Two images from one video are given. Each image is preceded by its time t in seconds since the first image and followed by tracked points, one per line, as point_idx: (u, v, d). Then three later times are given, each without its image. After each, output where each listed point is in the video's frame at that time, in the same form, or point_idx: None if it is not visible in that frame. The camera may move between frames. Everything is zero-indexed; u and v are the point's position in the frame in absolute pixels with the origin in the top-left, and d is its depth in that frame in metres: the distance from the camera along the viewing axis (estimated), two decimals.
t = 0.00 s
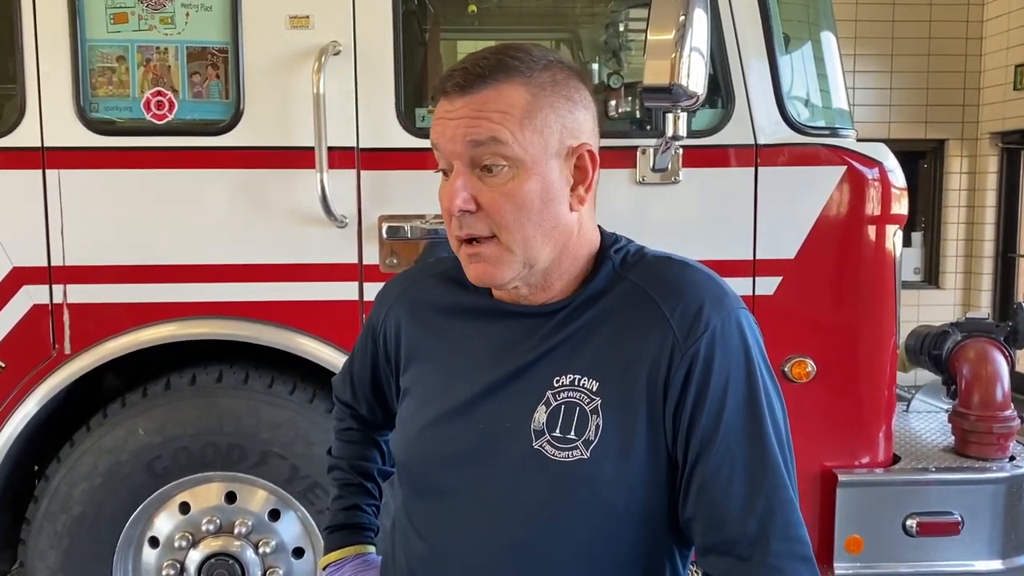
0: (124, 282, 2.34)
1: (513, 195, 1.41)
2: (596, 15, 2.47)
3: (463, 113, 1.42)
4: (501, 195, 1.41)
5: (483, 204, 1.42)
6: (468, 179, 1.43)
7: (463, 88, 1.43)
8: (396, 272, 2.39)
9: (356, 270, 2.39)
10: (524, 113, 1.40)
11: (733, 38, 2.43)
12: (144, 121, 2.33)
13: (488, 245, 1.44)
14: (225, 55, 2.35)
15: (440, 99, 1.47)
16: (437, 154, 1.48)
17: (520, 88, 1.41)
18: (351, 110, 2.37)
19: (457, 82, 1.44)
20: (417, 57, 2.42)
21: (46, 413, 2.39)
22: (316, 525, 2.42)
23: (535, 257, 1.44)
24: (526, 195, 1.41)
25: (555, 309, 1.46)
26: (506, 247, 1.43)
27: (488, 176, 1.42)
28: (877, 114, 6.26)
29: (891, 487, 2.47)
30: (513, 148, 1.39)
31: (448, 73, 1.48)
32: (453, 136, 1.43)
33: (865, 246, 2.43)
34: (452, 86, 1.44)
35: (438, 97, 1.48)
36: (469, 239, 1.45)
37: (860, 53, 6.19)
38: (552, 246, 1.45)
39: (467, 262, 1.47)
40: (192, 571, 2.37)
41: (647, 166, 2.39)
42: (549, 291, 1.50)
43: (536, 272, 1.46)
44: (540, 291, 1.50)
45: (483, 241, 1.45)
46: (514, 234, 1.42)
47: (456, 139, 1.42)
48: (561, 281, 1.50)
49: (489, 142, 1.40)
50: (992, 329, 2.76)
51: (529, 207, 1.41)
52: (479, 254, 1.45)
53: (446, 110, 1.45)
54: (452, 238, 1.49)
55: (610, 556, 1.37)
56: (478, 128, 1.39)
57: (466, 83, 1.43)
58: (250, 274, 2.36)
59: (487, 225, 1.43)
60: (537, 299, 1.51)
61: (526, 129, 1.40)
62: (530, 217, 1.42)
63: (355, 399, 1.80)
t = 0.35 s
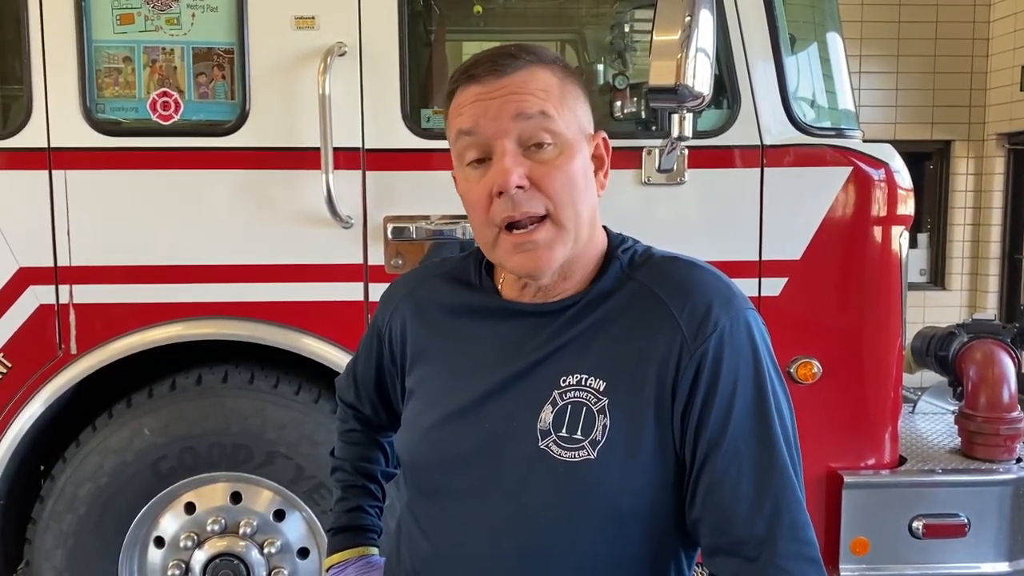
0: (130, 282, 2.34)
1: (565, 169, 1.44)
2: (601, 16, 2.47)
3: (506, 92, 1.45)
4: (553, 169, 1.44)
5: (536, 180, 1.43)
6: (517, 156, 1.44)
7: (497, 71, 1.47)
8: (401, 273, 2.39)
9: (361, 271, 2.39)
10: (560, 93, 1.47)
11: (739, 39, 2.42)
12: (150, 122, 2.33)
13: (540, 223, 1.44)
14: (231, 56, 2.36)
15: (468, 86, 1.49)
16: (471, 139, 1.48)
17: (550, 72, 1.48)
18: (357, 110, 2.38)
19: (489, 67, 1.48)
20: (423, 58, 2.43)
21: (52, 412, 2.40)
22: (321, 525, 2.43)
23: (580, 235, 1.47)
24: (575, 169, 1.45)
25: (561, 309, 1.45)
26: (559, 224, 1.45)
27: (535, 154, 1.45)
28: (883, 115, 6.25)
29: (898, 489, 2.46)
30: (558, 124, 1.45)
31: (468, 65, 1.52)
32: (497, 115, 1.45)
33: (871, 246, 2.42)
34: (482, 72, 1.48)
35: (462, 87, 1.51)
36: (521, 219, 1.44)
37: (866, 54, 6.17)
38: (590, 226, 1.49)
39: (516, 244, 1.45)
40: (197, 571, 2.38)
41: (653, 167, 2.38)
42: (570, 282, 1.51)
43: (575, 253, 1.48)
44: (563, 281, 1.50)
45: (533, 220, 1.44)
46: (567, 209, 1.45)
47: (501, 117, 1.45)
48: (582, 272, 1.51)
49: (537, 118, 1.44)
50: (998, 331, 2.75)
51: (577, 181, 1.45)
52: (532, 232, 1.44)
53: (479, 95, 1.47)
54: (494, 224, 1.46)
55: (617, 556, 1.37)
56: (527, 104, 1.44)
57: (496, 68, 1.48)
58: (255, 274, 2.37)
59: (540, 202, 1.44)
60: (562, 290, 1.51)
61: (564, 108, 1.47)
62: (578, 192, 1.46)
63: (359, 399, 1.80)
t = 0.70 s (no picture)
0: (134, 283, 2.34)
1: (586, 166, 1.46)
2: (605, 18, 2.47)
3: (532, 87, 1.45)
4: (575, 166, 1.45)
5: (559, 174, 1.44)
6: (542, 150, 1.45)
7: (522, 66, 1.47)
8: (404, 274, 2.39)
9: (364, 272, 2.39)
10: (581, 92, 1.49)
11: (743, 40, 2.42)
12: (153, 124, 2.34)
13: (561, 217, 1.45)
14: (234, 57, 2.36)
15: (491, 79, 1.48)
16: (493, 131, 1.47)
17: (571, 71, 1.50)
18: (360, 112, 2.38)
19: (513, 62, 1.48)
20: (426, 59, 2.43)
21: (56, 413, 2.40)
22: (323, 526, 2.43)
23: (594, 231, 1.49)
24: (595, 167, 1.47)
25: (563, 311, 1.45)
26: (577, 219, 1.46)
27: (558, 149, 1.46)
28: (888, 116, 6.24)
29: (902, 492, 2.45)
30: (581, 121, 1.46)
31: (489, 58, 1.52)
32: (523, 109, 1.45)
33: (876, 248, 2.41)
34: (506, 65, 1.48)
35: (483, 79, 1.50)
36: (541, 212, 1.44)
37: (871, 55, 6.16)
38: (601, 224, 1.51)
39: (535, 236, 1.45)
40: (200, 572, 2.38)
41: (656, 168, 2.38)
42: (575, 281, 1.52)
43: (586, 249, 1.50)
44: (568, 279, 1.51)
45: (554, 214, 1.45)
46: (588, 205, 1.46)
47: (527, 111, 1.45)
48: (586, 271, 1.52)
49: (563, 114, 1.45)
50: (1003, 333, 2.74)
51: (597, 178, 1.47)
52: (553, 225, 1.45)
53: (504, 88, 1.46)
54: (512, 215, 1.46)
55: (619, 559, 1.37)
56: (554, 100, 1.44)
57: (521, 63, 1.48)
58: (259, 275, 2.37)
59: (562, 196, 1.44)
60: (567, 288, 1.52)
61: (584, 107, 1.48)
62: (595, 189, 1.48)
63: (357, 402, 1.80)
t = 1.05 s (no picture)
0: (138, 285, 2.35)
1: (590, 170, 1.46)
2: (608, 19, 2.47)
3: (538, 90, 1.46)
4: (578, 169, 1.45)
5: (563, 178, 1.44)
6: (545, 153, 1.45)
7: (528, 69, 1.47)
8: (407, 276, 2.40)
9: (368, 274, 2.39)
10: (586, 96, 1.49)
11: (746, 42, 2.42)
12: (157, 125, 2.35)
13: (564, 220, 1.45)
14: (238, 59, 2.37)
15: (496, 81, 1.48)
16: (498, 133, 1.47)
17: (577, 75, 1.50)
18: (364, 114, 2.38)
19: (519, 64, 1.48)
20: (429, 61, 2.43)
21: (60, 414, 2.41)
22: (326, 527, 2.43)
23: (598, 235, 1.49)
24: (599, 170, 1.47)
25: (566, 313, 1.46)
26: (580, 223, 1.46)
27: (561, 153, 1.46)
28: (891, 118, 6.24)
29: (905, 494, 2.45)
30: (585, 125, 1.47)
31: (495, 60, 1.52)
32: (529, 111, 1.45)
33: (878, 250, 2.41)
34: (512, 68, 1.48)
35: (488, 81, 1.50)
36: (544, 215, 1.45)
37: (875, 56, 6.16)
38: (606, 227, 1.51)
39: (538, 238, 1.45)
40: (203, 572, 2.39)
41: (659, 170, 2.38)
42: (578, 284, 1.52)
43: (590, 252, 1.50)
44: (571, 283, 1.52)
45: (557, 217, 1.45)
46: (590, 209, 1.46)
47: (531, 114, 1.45)
48: (589, 274, 1.52)
49: (567, 117, 1.45)
50: (1007, 335, 2.73)
51: (600, 182, 1.48)
52: (556, 228, 1.45)
53: (509, 90, 1.47)
54: (515, 218, 1.47)
55: (621, 560, 1.37)
56: (559, 103, 1.45)
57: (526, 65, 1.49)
58: (262, 276, 2.37)
59: (565, 199, 1.44)
60: (570, 291, 1.52)
61: (589, 110, 1.49)
62: (599, 193, 1.48)
63: (360, 403, 1.80)
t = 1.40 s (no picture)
0: (140, 285, 2.36)
1: (593, 172, 1.46)
2: (611, 20, 2.47)
3: (541, 92, 1.46)
4: (581, 172, 1.45)
5: (565, 180, 1.44)
6: (548, 155, 1.45)
7: (530, 71, 1.48)
8: (409, 276, 2.40)
9: (370, 274, 2.40)
10: (589, 98, 1.49)
11: (748, 43, 2.42)
12: (161, 126, 2.35)
13: (567, 223, 1.45)
14: (241, 60, 2.37)
15: (499, 83, 1.49)
16: (501, 135, 1.48)
17: (579, 77, 1.51)
18: (367, 114, 2.38)
19: (521, 66, 1.48)
20: (432, 62, 2.43)
21: (62, 414, 2.42)
22: (328, 528, 2.43)
23: (600, 238, 1.49)
24: (601, 172, 1.48)
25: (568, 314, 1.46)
26: (583, 226, 1.46)
27: (564, 155, 1.46)
28: (894, 119, 6.23)
29: (907, 495, 2.45)
30: (588, 127, 1.47)
31: (498, 62, 1.52)
32: (531, 114, 1.45)
33: (881, 251, 2.41)
34: (515, 70, 1.49)
35: (491, 83, 1.50)
36: (547, 218, 1.45)
37: (877, 58, 6.16)
38: (608, 230, 1.51)
39: (541, 241, 1.45)
40: (206, 572, 2.39)
41: (661, 171, 2.38)
42: (581, 286, 1.52)
43: (593, 255, 1.50)
44: (574, 286, 1.52)
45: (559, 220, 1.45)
46: (593, 211, 1.46)
47: (534, 116, 1.45)
48: (592, 277, 1.52)
49: (569, 119, 1.46)
50: (1010, 336, 2.73)
51: (602, 184, 1.48)
52: (558, 231, 1.45)
53: (512, 92, 1.47)
54: (518, 221, 1.47)
55: (624, 561, 1.37)
56: (562, 105, 1.45)
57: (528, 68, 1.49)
58: (265, 277, 2.38)
59: (568, 202, 1.45)
60: (573, 293, 1.52)
61: (592, 112, 1.49)
62: (601, 196, 1.48)
63: (362, 404, 1.81)
